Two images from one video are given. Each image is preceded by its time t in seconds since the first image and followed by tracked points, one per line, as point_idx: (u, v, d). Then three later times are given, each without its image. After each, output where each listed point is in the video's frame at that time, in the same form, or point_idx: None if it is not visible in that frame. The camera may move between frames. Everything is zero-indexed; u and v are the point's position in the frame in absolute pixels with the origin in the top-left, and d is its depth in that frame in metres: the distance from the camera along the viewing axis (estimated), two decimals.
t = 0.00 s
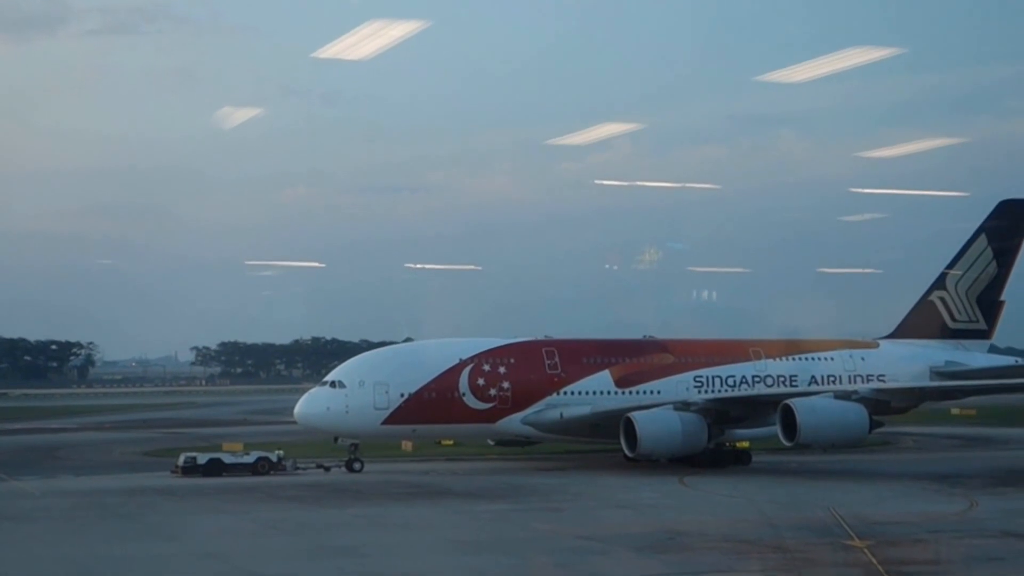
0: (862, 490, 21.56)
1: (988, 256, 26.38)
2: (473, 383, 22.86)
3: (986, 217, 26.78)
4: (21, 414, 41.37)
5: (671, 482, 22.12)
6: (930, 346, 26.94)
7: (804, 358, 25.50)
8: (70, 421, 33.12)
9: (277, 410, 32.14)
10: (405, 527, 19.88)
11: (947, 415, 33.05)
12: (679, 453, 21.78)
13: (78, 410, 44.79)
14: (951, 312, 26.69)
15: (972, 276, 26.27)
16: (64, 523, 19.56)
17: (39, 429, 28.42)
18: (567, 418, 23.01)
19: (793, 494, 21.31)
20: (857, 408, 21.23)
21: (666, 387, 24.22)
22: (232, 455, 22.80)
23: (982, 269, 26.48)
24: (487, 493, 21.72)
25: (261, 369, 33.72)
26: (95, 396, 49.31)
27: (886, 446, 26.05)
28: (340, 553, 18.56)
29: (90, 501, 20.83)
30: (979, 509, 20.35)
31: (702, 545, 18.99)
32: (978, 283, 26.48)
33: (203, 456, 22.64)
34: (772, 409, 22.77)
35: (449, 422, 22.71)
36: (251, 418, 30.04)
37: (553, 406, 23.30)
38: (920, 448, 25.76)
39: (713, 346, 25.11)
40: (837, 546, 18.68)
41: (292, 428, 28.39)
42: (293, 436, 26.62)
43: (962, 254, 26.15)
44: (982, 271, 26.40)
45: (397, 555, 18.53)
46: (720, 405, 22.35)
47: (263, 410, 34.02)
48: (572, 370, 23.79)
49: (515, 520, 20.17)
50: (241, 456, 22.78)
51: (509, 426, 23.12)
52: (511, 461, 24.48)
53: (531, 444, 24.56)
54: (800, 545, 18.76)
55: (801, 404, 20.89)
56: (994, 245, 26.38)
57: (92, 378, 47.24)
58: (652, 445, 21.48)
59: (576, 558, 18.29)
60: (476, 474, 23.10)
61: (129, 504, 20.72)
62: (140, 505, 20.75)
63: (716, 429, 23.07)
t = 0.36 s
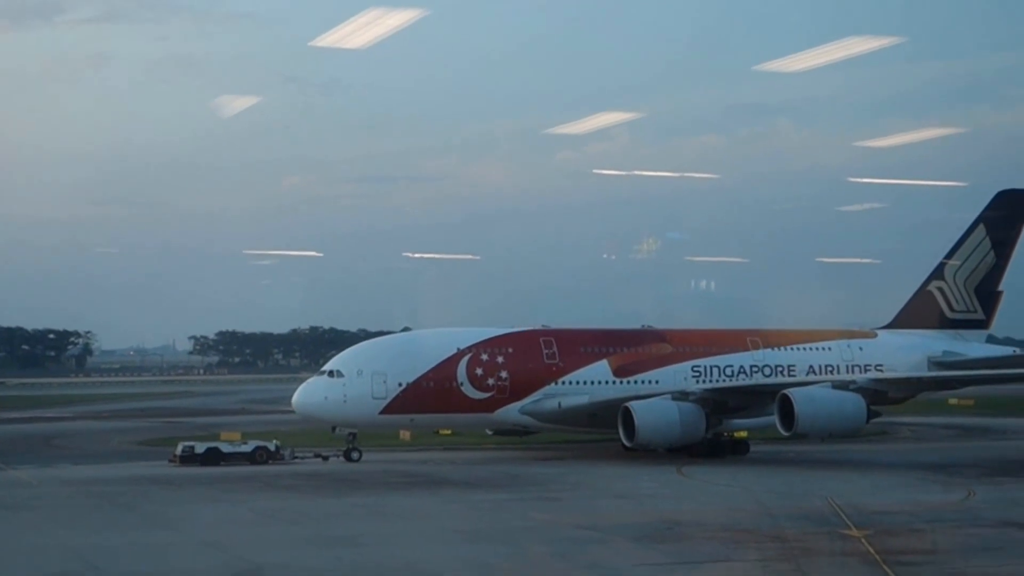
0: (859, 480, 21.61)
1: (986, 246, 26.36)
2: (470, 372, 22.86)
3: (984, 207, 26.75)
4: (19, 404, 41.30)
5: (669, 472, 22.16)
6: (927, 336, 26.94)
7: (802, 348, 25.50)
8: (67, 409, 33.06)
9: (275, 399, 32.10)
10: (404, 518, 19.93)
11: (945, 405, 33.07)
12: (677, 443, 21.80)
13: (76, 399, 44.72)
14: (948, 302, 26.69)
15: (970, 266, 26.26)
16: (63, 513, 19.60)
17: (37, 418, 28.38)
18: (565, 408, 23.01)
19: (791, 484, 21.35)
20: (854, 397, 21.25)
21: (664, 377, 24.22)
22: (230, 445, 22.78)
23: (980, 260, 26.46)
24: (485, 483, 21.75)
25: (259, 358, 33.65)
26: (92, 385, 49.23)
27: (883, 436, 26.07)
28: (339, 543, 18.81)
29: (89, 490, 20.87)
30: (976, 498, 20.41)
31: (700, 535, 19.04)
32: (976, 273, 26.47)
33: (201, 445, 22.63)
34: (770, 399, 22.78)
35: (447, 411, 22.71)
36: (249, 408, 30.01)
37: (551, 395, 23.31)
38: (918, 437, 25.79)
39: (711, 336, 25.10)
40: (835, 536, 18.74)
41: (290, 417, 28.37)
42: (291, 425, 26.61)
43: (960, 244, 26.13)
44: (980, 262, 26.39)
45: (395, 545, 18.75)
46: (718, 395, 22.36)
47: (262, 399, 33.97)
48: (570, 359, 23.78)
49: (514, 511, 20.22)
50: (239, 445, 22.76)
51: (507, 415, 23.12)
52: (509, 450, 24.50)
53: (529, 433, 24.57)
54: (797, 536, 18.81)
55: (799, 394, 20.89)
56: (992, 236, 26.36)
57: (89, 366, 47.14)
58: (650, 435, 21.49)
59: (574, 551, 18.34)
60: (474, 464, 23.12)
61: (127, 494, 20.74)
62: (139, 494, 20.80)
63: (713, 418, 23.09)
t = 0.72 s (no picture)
0: (858, 468, 21.64)
1: (985, 235, 26.33)
2: (470, 361, 22.85)
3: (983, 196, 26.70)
4: (18, 392, 41.29)
5: (668, 460, 22.19)
6: (926, 325, 26.93)
7: (801, 336, 25.49)
8: (66, 398, 33.05)
9: (274, 387, 32.06)
10: (404, 507, 19.98)
11: (943, 394, 33.07)
12: (676, 432, 21.81)
13: (75, 388, 44.72)
14: (947, 291, 26.67)
15: (969, 255, 26.23)
16: (64, 502, 19.64)
17: (36, 406, 28.37)
18: (564, 396, 23.02)
19: (790, 473, 21.38)
20: (853, 386, 21.25)
21: (663, 366, 24.21)
22: (229, 433, 22.78)
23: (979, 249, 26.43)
24: (485, 471, 21.78)
25: (257, 346, 33.51)
26: (92, 374, 49.21)
27: (882, 425, 26.08)
28: (339, 532, 18.88)
29: (88, 479, 20.90)
30: (974, 487, 20.45)
31: (700, 524, 19.07)
32: (975, 262, 26.43)
33: (200, 433, 22.62)
34: (769, 387, 22.78)
35: (446, 399, 22.70)
36: (248, 396, 30.00)
37: (550, 384, 23.30)
38: (917, 426, 25.80)
39: (710, 325, 25.09)
40: (834, 525, 18.79)
41: (289, 405, 28.38)
42: (290, 414, 26.61)
43: (960, 233, 26.09)
44: (979, 251, 26.35)
45: (395, 534, 18.81)
46: (717, 384, 22.36)
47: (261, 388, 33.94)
48: (568, 348, 23.78)
49: (513, 500, 20.26)
50: (238, 433, 22.76)
51: (506, 404, 23.12)
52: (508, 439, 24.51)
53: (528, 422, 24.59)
54: (797, 525, 18.87)
55: (798, 383, 20.90)
56: (991, 225, 26.32)
57: (88, 354, 47.03)
58: (649, 423, 21.50)
59: (574, 539, 18.41)
60: (473, 452, 23.14)
61: (127, 483, 20.77)
62: (139, 483, 20.83)
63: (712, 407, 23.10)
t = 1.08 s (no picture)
0: (857, 456, 21.62)
1: (985, 223, 26.24)
2: (469, 349, 22.84)
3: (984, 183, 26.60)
4: (19, 381, 41.32)
5: (667, 448, 22.18)
6: (926, 313, 26.87)
7: (801, 325, 25.45)
8: (66, 387, 33.08)
9: (273, 376, 32.07)
10: (404, 496, 20.00)
11: (943, 381, 33.03)
12: (675, 420, 21.80)
13: (75, 377, 44.77)
14: (947, 278, 26.60)
15: (969, 243, 26.15)
16: (64, 491, 19.68)
17: (35, 395, 28.38)
18: (563, 385, 23.00)
19: (790, 461, 21.37)
20: (853, 375, 21.21)
21: (662, 354, 24.19)
22: (229, 421, 22.80)
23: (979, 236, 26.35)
24: (484, 459, 21.79)
25: (257, 335, 33.42)
26: (92, 363, 49.26)
27: (882, 413, 26.05)
28: (339, 520, 18.91)
29: (88, 468, 20.93)
30: (974, 475, 20.44)
31: (699, 512, 19.07)
32: (975, 250, 26.36)
33: (200, 422, 22.64)
34: (769, 375, 22.76)
35: (445, 388, 22.70)
36: (247, 385, 30.01)
37: (549, 372, 23.29)
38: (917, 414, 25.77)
39: (710, 314, 25.05)
40: (834, 513, 18.78)
41: (288, 394, 28.39)
42: (289, 402, 26.62)
43: (960, 220, 26.01)
44: (979, 238, 26.27)
45: (395, 522, 18.84)
46: (716, 372, 22.34)
47: (260, 376, 33.94)
48: (568, 337, 23.76)
49: (513, 488, 20.27)
50: (238, 422, 22.78)
51: (505, 392, 23.11)
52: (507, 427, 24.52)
53: (527, 410, 24.58)
54: (796, 513, 18.87)
55: (797, 371, 20.87)
56: (992, 212, 26.24)
57: (88, 343, 46.92)
58: (648, 411, 21.49)
59: (574, 528, 18.41)
60: (472, 440, 23.15)
61: (127, 472, 20.81)
62: (139, 472, 20.87)
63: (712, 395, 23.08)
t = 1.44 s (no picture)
0: (857, 443, 21.61)
1: (985, 210, 26.17)
2: (469, 337, 22.84)
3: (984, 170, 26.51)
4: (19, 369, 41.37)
5: (667, 436, 22.18)
6: (926, 300, 26.81)
7: (801, 312, 25.41)
8: (66, 375, 33.12)
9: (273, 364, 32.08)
10: (403, 484, 20.03)
11: (942, 369, 33.00)
12: (675, 408, 21.79)
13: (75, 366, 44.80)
14: (947, 265, 26.54)
15: (969, 230, 26.08)
16: (65, 479, 19.73)
17: (35, 384, 28.42)
18: (563, 372, 22.99)
19: (789, 448, 21.35)
20: (853, 362, 21.18)
21: (662, 342, 24.16)
22: (229, 410, 22.82)
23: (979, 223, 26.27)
24: (484, 447, 21.80)
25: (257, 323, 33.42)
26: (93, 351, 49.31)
27: (882, 400, 26.03)
28: (339, 508, 18.95)
29: (89, 456, 20.98)
30: (975, 462, 20.42)
31: (699, 500, 19.07)
32: (975, 237, 26.28)
33: (200, 410, 22.66)
34: (768, 363, 22.73)
35: (445, 375, 22.70)
36: (247, 373, 30.01)
37: (549, 360, 23.28)
38: (917, 401, 25.75)
39: (709, 301, 25.02)
40: (834, 501, 18.77)
41: (288, 382, 28.39)
42: (289, 390, 26.63)
43: (960, 207, 25.93)
44: (979, 225, 26.19)
45: (395, 510, 18.86)
46: (716, 360, 22.32)
47: (260, 365, 33.94)
48: (567, 324, 23.74)
49: (513, 476, 20.28)
50: (238, 410, 22.80)
51: (505, 380, 23.11)
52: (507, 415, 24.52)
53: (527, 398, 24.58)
54: (796, 500, 18.87)
55: (797, 358, 20.84)
56: (991, 199, 26.16)
57: (88, 332, 46.88)
58: (648, 399, 21.48)
59: (574, 515, 18.45)
60: (472, 428, 23.15)
61: (128, 461, 20.84)
62: (140, 461, 20.91)
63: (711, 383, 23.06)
